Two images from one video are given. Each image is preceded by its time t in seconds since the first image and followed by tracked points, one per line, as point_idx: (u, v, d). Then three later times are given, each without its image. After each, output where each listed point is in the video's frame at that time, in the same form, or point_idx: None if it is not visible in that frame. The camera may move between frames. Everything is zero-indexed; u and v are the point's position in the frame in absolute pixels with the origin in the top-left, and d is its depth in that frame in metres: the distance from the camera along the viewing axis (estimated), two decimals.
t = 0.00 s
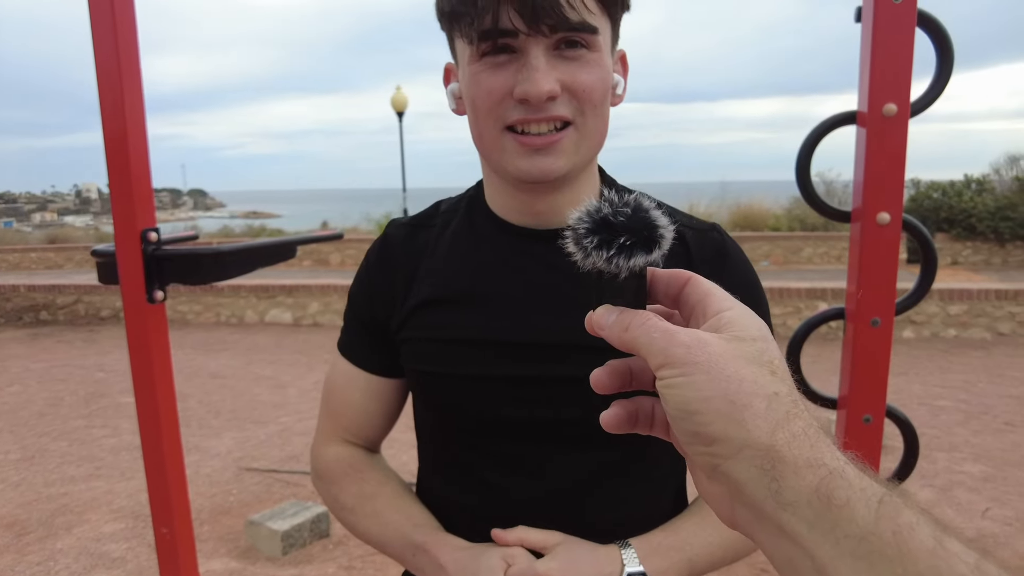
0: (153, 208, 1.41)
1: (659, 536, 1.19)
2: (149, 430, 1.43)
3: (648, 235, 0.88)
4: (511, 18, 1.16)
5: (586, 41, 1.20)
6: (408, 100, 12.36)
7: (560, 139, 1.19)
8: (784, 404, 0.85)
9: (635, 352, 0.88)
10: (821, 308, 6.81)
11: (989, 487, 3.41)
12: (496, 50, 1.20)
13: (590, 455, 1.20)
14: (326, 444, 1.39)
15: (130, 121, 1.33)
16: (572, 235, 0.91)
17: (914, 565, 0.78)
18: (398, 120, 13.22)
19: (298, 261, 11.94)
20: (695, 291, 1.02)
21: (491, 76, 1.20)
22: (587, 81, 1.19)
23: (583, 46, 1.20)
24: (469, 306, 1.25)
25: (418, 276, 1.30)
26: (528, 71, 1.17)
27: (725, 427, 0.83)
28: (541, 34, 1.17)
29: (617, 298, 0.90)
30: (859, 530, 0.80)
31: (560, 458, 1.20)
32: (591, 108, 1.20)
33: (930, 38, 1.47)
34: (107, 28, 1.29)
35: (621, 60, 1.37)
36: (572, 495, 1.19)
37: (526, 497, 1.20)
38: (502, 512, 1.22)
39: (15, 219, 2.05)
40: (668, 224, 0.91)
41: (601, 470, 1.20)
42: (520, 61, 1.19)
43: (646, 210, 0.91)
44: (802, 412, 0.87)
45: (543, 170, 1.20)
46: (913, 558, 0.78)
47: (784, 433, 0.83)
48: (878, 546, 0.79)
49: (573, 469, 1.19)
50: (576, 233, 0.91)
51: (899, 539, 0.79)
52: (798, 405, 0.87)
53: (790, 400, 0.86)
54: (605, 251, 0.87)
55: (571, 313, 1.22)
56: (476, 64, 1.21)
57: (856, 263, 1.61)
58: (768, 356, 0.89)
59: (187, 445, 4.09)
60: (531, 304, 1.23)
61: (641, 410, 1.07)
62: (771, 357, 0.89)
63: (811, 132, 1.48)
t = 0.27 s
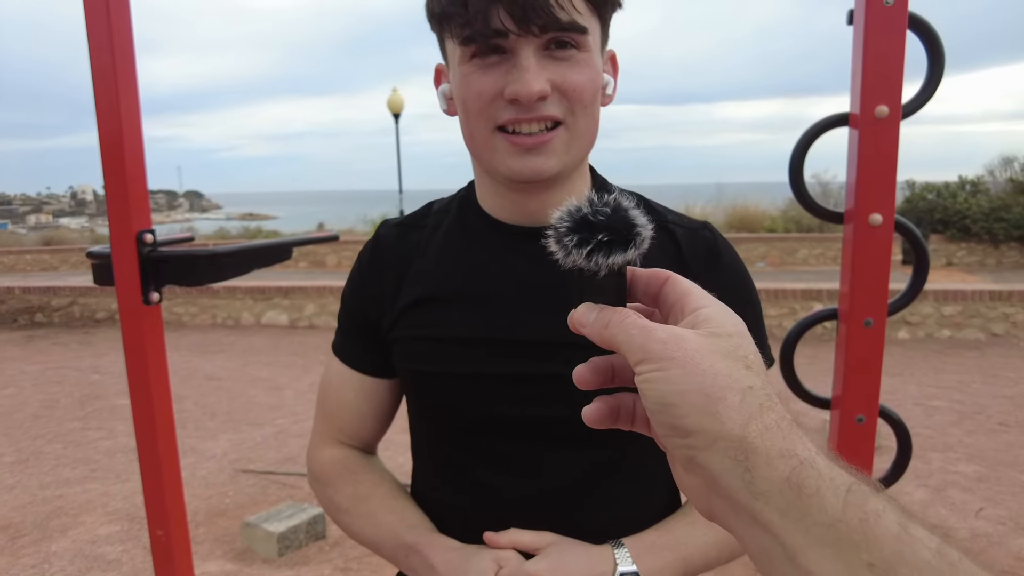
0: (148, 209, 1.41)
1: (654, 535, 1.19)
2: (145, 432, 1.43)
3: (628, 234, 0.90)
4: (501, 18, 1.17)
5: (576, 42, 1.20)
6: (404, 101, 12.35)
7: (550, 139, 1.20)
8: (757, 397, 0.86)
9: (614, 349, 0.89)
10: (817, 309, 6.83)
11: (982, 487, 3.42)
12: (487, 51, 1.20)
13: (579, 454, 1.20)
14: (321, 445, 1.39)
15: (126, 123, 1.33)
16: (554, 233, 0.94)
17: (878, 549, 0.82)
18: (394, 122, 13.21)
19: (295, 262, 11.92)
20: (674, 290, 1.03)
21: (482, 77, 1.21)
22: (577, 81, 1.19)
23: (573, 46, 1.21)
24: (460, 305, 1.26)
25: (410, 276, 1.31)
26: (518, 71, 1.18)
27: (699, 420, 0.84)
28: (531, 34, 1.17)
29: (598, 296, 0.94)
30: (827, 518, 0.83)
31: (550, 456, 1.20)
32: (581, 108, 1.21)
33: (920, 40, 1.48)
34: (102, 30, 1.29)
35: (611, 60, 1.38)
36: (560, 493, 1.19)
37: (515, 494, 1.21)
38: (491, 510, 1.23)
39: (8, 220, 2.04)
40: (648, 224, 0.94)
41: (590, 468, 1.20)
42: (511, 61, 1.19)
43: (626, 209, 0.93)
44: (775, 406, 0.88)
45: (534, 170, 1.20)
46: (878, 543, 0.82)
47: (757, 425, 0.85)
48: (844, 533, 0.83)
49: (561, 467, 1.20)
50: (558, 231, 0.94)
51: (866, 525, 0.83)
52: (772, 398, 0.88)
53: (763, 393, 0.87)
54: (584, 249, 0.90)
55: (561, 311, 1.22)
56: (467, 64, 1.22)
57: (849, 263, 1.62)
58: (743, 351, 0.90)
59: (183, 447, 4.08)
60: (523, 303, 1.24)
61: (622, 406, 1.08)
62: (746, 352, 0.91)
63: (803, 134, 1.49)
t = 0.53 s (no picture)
0: (142, 211, 1.40)
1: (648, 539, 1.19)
2: (139, 434, 1.42)
3: (609, 240, 0.95)
4: (494, 19, 1.17)
5: (569, 42, 1.20)
6: (400, 103, 12.35)
7: (544, 139, 1.20)
8: (737, 392, 0.87)
9: (598, 348, 0.92)
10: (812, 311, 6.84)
11: (976, 488, 3.43)
12: (479, 51, 1.20)
13: (570, 454, 1.21)
14: (316, 451, 1.39)
15: (120, 126, 1.33)
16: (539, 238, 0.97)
17: (849, 536, 0.83)
18: (390, 124, 13.20)
19: (291, 264, 11.90)
20: (656, 293, 1.04)
21: (474, 78, 1.21)
22: (569, 82, 1.20)
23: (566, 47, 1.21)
24: (453, 309, 1.26)
25: (403, 281, 1.31)
26: (510, 72, 1.18)
27: (681, 414, 0.85)
28: (524, 36, 1.18)
29: (581, 299, 0.97)
30: (804, 507, 0.84)
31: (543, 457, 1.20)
32: (574, 109, 1.21)
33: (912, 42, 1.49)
34: (96, 33, 1.29)
35: (603, 61, 1.38)
36: (551, 492, 1.20)
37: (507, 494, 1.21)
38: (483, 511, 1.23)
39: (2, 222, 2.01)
40: (629, 229, 0.99)
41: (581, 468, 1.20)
42: (504, 62, 1.19)
43: (608, 215, 0.98)
44: (753, 400, 0.89)
45: (527, 171, 1.20)
46: (849, 530, 0.83)
47: (737, 419, 0.86)
48: (819, 521, 0.83)
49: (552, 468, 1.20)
50: (543, 237, 0.98)
51: (838, 514, 0.84)
52: (750, 394, 0.90)
53: (743, 389, 0.88)
54: (567, 254, 0.94)
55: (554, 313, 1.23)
56: (459, 65, 1.22)
57: (842, 266, 1.63)
58: (722, 348, 0.92)
59: (178, 449, 4.06)
60: (515, 308, 1.24)
61: (606, 406, 1.09)
62: (725, 349, 0.92)
63: (797, 135, 1.49)
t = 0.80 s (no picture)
0: (137, 212, 1.39)
1: (645, 542, 1.19)
2: (133, 437, 1.41)
3: (601, 238, 0.94)
4: (491, 13, 1.17)
5: (566, 38, 1.20)
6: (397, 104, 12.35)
7: (540, 136, 1.19)
8: (727, 390, 0.88)
9: (590, 347, 0.92)
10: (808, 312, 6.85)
11: (973, 488, 3.44)
12: (476, 47, 1.20)
13: (566, 456, 1.20)
14: (313, 456, 1.39)
15: (114, 126, 1.32)
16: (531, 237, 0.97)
17: (840, 530, 0.81)
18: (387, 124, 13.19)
19: (287, 266, 11.88)
20: (648, 291, 1.04)
21: (471, 73, 1.20)
22: (566, 78, 1.20)
23: (562, 43, 1.21)
24: (450, 311, 1.25)
25: (399, 284, 1.30)
26: (507, 68, 1.18)
27: (672, 411, 0.86)
28: (521, 30, 1.17)
29: (574, 297, 0.97)
30: (794, 502, 0.83)
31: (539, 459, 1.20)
32: (570, 105, 1.21)
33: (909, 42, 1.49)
34: (90, 33, 1.28)
35: (598, 60, 1.38)
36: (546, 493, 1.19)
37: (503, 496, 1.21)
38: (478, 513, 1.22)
39: None
40: (621, 228, 0.98)
41: (577, 470, 1.20)
42: (501, 57, 1.19)
43: (600, 213, 0.97)
44: (744, 398, 0.89)
45: (524, 168, 1.20)
46: (841, 525, 0.82)
47: (728, 417, 0.86)
48: (810, 515, 0.82)
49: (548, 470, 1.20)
50: (535, 235, 0.98)
51: (829, 508, 0.83)
52: (741, 391, 0.90)
53: (733, 386, 0.89)
54: (559, 252, 0.94)
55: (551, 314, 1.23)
56: (456, 60, 1.21)
57: (839, 267, 1.63)
58: (713, 346, 0.92)
59: (174, 451, 4.05)
60: (512, 309, 1.23)
61: (598, 404, 1.09)
62: (716, 347, 0.92)
63: (794, 135, 1.49)
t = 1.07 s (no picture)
0: (134, 213, 1.39)
1: (638, 540, 1.20)
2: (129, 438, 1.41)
3: (596, 239, 0.95)
4: (488, 16, 1.17)
5: (562, 41, 1.20)
6: (394, 105, 12.35)
7: (537, 139, 1.19)
8: (723, 391, 0.88)
9: (586, 348, 0.92)
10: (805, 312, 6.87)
11: (969, 488, 3.44)
12: (473, 51, 1.20)
13: (563, 456, 1.20)
14: (309, 453, 1.39)
15: (111, 128, 1.32)
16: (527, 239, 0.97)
17: (835, 530, 0.82)
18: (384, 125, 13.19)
19: (284, 267, 11.86)
20: (643, 292, 1.04)
21: (468, 76, 1.21)
22: (562, 82, 1.20)
23: (559, 47, 1.21)
24: (448, 310, 1.25)
25: (397, 283, 1.30)
26: (504, 72, 1.18)
27: (667, 413, 0.86)
28: (518, 34, 1.18)
29: (568, 299, 0.98)
30: (789, 502, 0.83)
31: (537, 458, 1.20)
32: (567, 109, 1.21)
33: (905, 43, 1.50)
34: (87, 34, 1.28)
35: (595, 62, 1.38)
36: (543, 493, 1.19)
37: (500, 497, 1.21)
38: (476, 514, 1.23)
39: None
40: (616, 229, 0.99)
41: (574, 470, 1.20)
42: (497, 60, 1.19)
43: (595, 215, 0.98)
44: (739, 399, 0.90)
45: (521, 171, 1.20)
46: (835, 524, 0.82)
47: (723, 417, 0.86)
48: (805, 516, 0.82)
49: (546, 470, 1.20)
50: (531, 237, 0.97)
51: (824, 508, 0.83)
52: (737, 392, 0.90)
53: (729, 387, 0.89)
54: (556, 253, 0.94)
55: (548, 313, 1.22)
56: (454, 62, 1.22)
57: (837, 269, 1.63)
58: (708, 347, 0.92)
59: (170, 453, 4.04)
60: (506, 309, 1.23)
61: (595, 405, 1.09)
62: (711, 349, 0.93)
63: (791, 136, 1.50)
